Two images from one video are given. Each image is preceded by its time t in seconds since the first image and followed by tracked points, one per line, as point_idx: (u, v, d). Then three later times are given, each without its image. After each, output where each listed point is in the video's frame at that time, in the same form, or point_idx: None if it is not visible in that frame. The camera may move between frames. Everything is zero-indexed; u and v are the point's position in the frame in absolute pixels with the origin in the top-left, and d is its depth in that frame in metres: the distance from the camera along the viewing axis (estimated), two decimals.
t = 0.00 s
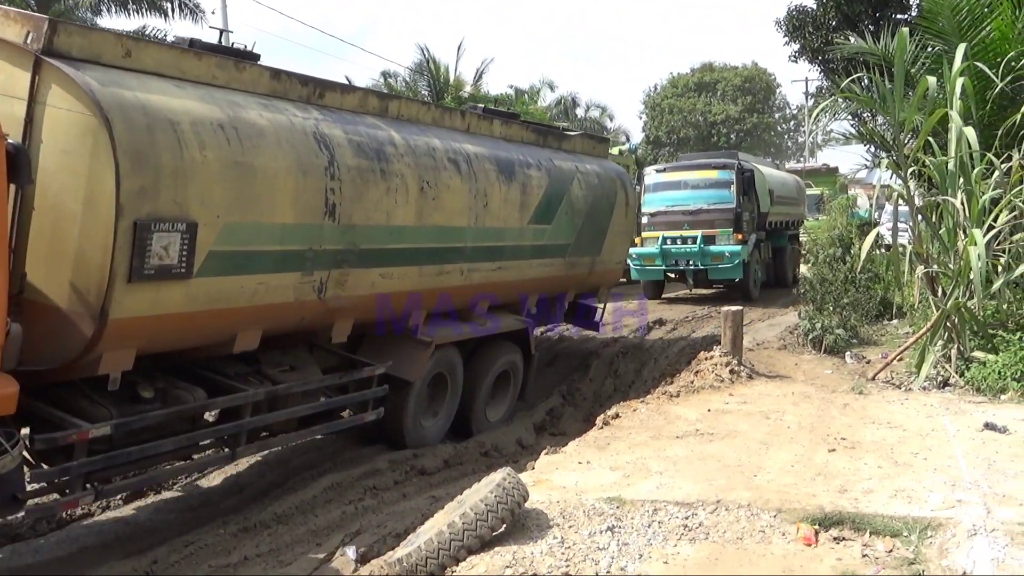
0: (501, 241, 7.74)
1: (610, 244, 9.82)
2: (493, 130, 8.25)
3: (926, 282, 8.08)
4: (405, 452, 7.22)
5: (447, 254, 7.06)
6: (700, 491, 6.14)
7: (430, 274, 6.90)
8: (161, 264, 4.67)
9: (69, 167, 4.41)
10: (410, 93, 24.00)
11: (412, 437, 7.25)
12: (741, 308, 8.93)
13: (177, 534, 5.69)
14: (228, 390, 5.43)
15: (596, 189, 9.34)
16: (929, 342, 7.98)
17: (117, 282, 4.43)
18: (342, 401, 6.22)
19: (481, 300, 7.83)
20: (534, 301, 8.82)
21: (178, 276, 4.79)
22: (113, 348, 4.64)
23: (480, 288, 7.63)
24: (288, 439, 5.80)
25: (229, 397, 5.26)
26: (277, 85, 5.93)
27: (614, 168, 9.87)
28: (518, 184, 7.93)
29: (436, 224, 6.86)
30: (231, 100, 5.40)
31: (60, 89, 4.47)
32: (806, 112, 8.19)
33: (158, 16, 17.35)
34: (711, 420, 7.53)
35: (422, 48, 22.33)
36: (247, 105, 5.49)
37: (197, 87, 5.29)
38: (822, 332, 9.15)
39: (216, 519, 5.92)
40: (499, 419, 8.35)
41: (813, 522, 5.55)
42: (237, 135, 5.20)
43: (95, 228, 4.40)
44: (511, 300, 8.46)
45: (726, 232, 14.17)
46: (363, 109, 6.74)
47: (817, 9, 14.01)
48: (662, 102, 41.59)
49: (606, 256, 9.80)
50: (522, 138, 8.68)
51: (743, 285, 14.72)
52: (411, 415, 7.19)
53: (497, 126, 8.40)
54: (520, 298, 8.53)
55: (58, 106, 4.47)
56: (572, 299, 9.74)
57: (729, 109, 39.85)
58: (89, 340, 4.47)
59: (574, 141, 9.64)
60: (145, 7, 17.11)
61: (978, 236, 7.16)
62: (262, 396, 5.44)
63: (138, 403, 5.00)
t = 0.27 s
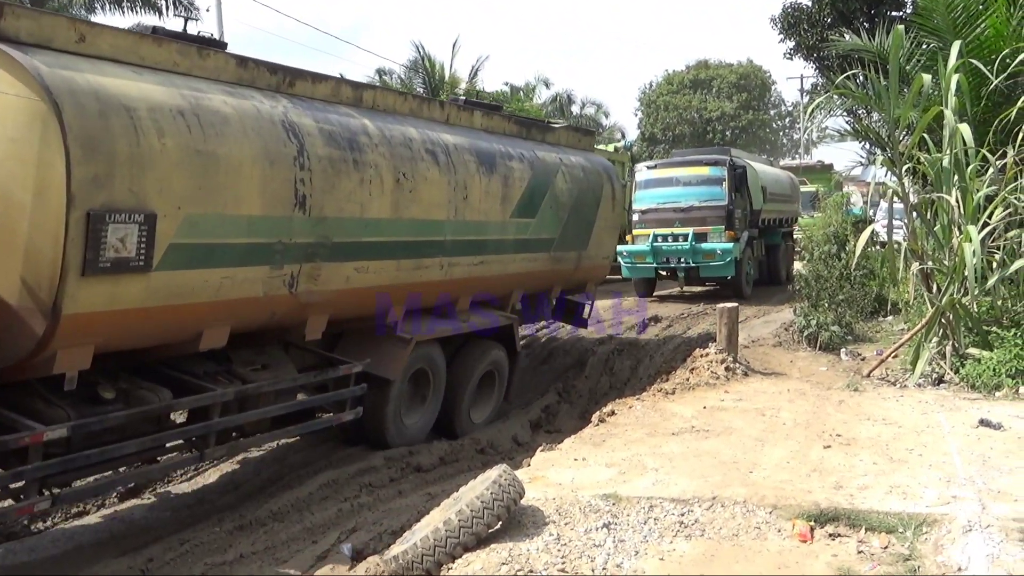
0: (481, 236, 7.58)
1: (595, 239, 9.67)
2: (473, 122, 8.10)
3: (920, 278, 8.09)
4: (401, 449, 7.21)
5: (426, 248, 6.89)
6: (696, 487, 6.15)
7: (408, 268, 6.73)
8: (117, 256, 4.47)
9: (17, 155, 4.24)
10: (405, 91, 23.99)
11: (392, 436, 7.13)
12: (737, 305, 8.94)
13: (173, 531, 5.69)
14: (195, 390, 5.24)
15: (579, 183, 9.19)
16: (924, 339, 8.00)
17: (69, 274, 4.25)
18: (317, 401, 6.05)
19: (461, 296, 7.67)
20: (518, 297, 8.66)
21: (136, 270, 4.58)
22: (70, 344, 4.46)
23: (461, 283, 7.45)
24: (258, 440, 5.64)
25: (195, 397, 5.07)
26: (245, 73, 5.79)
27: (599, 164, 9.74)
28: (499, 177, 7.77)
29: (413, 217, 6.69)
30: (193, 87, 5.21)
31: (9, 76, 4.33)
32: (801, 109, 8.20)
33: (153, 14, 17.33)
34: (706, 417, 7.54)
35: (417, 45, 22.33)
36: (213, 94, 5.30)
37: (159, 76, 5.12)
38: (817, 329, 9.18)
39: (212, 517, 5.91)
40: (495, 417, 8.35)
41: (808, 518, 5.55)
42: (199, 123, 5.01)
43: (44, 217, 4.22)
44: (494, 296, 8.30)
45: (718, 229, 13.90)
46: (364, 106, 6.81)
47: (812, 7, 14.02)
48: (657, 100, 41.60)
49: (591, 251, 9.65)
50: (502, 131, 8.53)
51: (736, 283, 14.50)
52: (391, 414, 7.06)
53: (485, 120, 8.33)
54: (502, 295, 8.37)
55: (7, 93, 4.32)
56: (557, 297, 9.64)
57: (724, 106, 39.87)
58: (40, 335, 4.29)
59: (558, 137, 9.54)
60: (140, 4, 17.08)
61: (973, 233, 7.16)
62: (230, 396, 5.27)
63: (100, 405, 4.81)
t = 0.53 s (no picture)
0: (455, 228, 7.41)
1: (574, 232, 9.53)
2: (445, 113, 7.93)
3: (915, 274, 8.09)
4: (397, 446, 7.21)
5: (396, 239, 6.71)
6: (691, 483, 6.15)
7: (377, 260, 6.55)
8: (56, 245, 4.28)
9: None
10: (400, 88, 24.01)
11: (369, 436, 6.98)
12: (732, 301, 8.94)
13: (170, 528, 5.68)
14: (153, 389, 5.13)
15: (557, 175, 9.04)
16: (919, 334, 8.01)
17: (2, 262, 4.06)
18: (283, 401, 5.92)
19: (436, 291, 7.51)
20: (496, 292, 8.51)
21: (76, 259, 4.39)
22: (7, 339, 4.29)
23: (435, 276, 7.28)
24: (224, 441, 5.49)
25: (151, 396, 4.95)
26: (196, 57, 5.60)
27: (577, 157, 9.60)
28: (472, 167, 7.59)
29: (382, 207, 6.51)
30: (139, 71, 5.01)
31: None
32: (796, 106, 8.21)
33: (147, 10, 17.31)
34: (702, 413, 7.55)
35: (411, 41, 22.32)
36: (161, 77, 5.10)
37: (103, 58, 4.91)
38: (812, 325, 9.15)
39: (208, 514, 5.91)
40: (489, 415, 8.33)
41: (804, 513, 5.56)
42: (146, 107, 4.80)
43: None
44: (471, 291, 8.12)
45: (709, 226, 13.80)
46: (334, 94, 6.63)
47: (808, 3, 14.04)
48: (652, 97, 41.62)
49: (571, 245, 9.51)
50: (477, 123, 8.38)
51: (726, 280, 14.44)
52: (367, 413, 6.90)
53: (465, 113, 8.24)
54: (479, 290, 8.22)
55: None
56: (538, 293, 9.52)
57: (719, 103, 39.90)
58: None
59: (536, 129, 9.42)
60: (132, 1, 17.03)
61: (968, 228, 7.16)
62: (187, 395, 5.14)
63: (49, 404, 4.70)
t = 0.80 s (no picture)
0: (420, 219, 7.21)
1: (548, 225, 9.36)
2: (409, 102, 7.70)
3: (909, 272, 8.09)
4: (391, 443, 7.21)
5: (356, 230, 6.51)
6: (685, 480, 6.16)
7: (336, 252, 6.35)
8: None
9: None
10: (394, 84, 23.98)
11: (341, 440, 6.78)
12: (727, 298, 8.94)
13: (164, 525, 5.68)
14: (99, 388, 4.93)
15: (529, 166, 8.86)
16: (913, 332, 8.03)
17: None
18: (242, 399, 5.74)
19: (403, 285, 7.32)
20: (469, 288, 8.33)
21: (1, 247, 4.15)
22: None
23: (400, 270, 7.10)
24: (179, 441, 5.28)
25: (93, 396, 4.75)
26: (134, 41, 5.37)
27: (549, 148, 9.43)
28: (437, 156, 7.40)
29: (341, 197, 6.31)
30: (69, 52, 4.74)
31: None
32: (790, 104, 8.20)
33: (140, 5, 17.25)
34: (696, 410, 7.56)
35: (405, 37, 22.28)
36: (94, 59, 4.84)
37: (29, 38, 4.63)
38: (806, 322, 9.18)
39: (203, 511, 5.91)
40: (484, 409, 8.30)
41: (797, 511, 5.57)
42: (78, 89, 4.58)
43: None
44: (441, 286, 7.92)
45: (699, 223, 13.54)
46: (287, 81, 6.43)
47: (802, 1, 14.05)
48: (647, 93, 41.61)
49: (547, 238, 9.33)
50: (444, 114, 8.18)
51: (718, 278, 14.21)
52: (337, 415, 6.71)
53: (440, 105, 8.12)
54: (450, 285, 8.03)
55: None
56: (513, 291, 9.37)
57: (714, 100, 39.92)
58: None
59: (508, 120, 9.26)
60: None
61: (962, 225, 7.17)
62: (132, 395, 4.93)
63: None
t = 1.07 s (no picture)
0: (388, 210, 6.97)
1: (527, 217, 9.15)
2: (373, 92, 7.53)
3: (905, 268, 8.10)
4: (388, 440, 7.20)
5: (319, 220, 6.27)
6: (681, 477, 6.17)
7: (299, 243, 6.11)
8: None
9: None
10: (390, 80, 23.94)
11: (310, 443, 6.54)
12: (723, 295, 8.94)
13: (161, 522, 5.68)
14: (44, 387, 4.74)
15: (504, 156, 8.66)
16: (908, 328, 8.03)
17: None
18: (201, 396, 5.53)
19: (374, 279, 7.11)
20: (445, 282, 8.13)
21: None
22: None
23: (369, 262, 6.88)
24: (131, 443, 5.05)
25: (34, 395, 4.55)
26: (71, 23, 5.12)
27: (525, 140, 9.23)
28: (404, 146, 7.17)
29: (301, 186, 6.07)
30: None
31: None
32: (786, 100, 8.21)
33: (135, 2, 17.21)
34: (692, 407, 7.56)
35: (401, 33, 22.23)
36: (25, 40, 4.60)
37: None
38: (802, 318, 9.19)
39: (199, 507, 5.91)
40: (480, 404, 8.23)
41: (793, 507, 5.58)
42: (1, 67, 4.33)
43: None
44: (415, 280, 7.69)
45: (691, 220, 13.32)
46: (241, 69, 6.25)
47: None
48: (643, 90, 41.59)
49: (526, 231, 9.14)
50: (412, 104, 7.99)
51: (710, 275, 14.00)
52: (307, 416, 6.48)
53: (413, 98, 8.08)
54: (424, 279, 7.81)
55: None
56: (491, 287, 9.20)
57: (710, 96, 39.91)
58: None
59: (482, 112, 9.09)
60: None
61: (958, 221, 7.18)
62: (79, 393, 4.71)
63: None
